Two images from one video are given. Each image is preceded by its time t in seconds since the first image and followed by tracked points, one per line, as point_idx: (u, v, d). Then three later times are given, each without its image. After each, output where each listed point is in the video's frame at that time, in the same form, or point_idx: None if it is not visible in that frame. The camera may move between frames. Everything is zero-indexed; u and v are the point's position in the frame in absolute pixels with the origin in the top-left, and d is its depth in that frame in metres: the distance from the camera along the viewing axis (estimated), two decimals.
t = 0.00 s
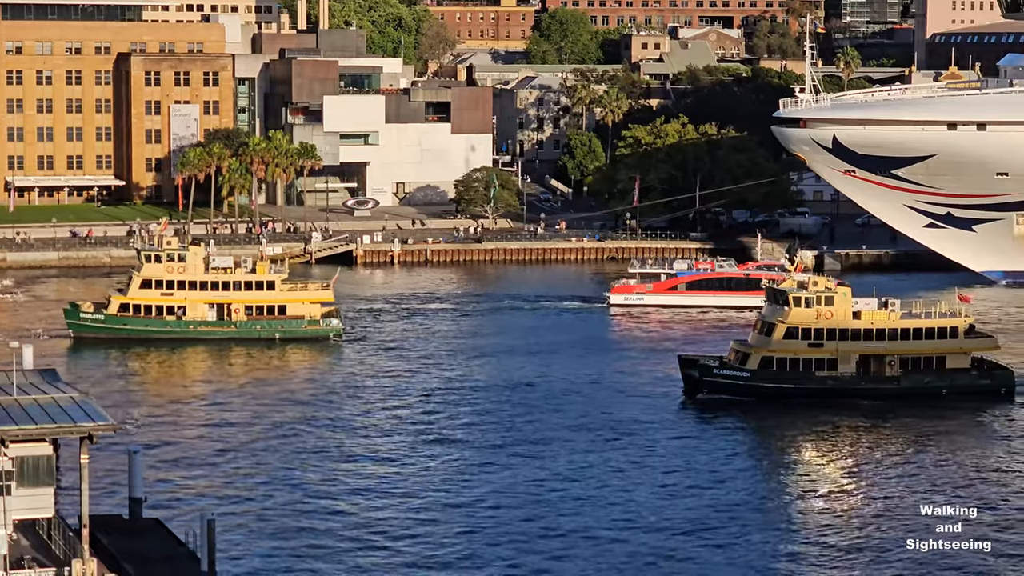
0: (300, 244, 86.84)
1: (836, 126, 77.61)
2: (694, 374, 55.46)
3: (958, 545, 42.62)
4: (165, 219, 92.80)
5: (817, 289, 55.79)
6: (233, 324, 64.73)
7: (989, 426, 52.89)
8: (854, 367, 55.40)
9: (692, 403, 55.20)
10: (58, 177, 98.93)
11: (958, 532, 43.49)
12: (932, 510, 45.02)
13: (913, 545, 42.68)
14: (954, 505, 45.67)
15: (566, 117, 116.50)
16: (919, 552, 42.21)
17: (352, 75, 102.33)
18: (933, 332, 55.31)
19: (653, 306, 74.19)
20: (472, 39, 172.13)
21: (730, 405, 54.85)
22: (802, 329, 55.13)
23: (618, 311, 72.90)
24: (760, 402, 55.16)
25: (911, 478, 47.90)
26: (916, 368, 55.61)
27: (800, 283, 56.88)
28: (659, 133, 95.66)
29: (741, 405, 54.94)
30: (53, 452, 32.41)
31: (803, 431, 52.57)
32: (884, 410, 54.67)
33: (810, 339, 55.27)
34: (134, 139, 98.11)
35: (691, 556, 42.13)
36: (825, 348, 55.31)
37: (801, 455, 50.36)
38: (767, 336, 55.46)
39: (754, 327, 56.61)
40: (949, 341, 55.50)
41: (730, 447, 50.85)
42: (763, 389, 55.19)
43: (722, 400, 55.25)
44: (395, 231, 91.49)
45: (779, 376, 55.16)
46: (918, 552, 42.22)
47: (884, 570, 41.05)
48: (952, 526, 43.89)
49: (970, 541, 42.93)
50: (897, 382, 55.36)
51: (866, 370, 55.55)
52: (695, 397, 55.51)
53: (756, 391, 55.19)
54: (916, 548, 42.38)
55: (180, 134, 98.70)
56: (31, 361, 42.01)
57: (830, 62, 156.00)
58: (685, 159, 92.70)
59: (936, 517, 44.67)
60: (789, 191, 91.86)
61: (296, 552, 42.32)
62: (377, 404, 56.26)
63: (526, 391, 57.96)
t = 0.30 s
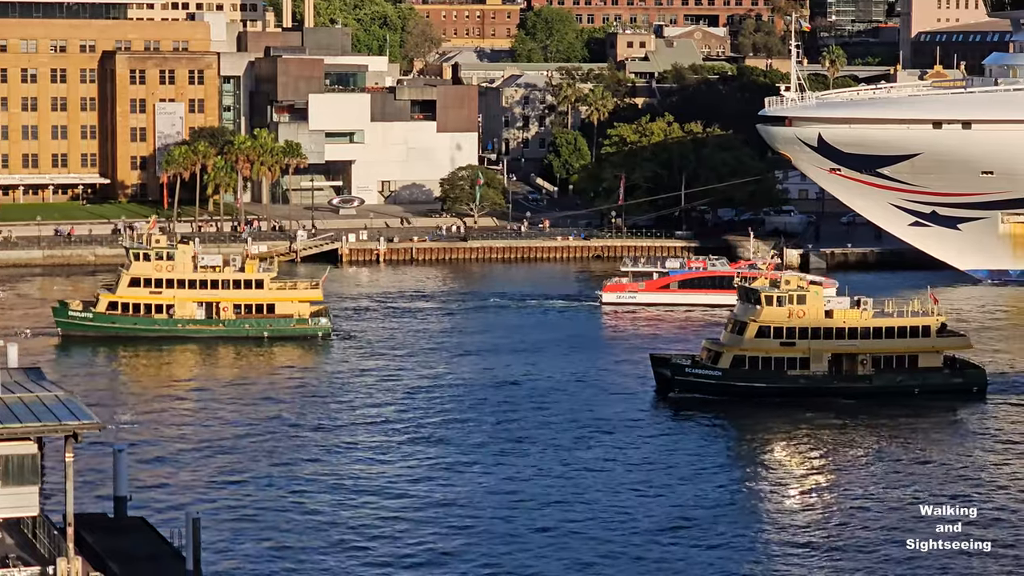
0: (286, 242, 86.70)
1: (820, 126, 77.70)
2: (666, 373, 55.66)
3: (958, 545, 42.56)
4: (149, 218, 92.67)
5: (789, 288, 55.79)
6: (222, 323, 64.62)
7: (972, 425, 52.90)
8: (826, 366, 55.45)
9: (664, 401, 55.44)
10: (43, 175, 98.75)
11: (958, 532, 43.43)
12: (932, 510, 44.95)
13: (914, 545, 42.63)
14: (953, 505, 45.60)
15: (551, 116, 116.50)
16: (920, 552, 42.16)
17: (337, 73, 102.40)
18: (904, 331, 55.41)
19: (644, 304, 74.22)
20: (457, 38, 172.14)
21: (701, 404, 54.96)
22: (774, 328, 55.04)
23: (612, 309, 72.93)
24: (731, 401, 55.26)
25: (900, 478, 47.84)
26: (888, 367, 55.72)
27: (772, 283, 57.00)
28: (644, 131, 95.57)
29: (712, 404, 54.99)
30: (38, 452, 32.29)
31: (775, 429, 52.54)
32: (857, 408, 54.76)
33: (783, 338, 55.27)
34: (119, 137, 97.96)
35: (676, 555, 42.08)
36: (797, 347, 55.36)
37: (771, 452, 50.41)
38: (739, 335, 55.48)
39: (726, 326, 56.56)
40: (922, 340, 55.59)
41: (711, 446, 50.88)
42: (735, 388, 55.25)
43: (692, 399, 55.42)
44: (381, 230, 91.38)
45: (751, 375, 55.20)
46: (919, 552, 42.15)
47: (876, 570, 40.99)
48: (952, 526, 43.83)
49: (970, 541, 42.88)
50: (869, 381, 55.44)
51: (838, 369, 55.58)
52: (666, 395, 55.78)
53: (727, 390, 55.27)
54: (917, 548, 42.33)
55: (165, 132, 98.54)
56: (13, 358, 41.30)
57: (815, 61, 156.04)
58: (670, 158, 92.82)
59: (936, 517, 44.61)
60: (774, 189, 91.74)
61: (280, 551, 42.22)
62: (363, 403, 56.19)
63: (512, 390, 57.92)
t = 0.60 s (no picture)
0: (275, 242, 86.59)
1: (810, 126, 77.99)
2: (641, 373, 55.66)
3: (959, 545, 42.62)
4: (137, 218, 92.61)
5: (766, 288, 55.79)
6: (215, 323, 64.55)
7: (966, 424, 52.97)
8: (803, 366, 55.54)
9: (640, 401, 55.42)
10: (32, 175, 98.64)
11: (958, 532, 43.48)
12: (932, 510, 45.01)
13: (913, 545, 42.72)
14: (954, 505, 45.65)
15: (541, 115, 116.47)
16: (919, 552, 42.24)
17: (327, 73, 102.32)
18: (881, 331, 55.58)
19: (642, 304, 74.33)
20: (447, 38, 172.15)
21: (677, 404, 54.94)
22: (750, 328, 55.18)
23: (608, 309, 73.08)
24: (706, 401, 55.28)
25: (901, 479, 47.88)
26: (865, 367, 55.77)
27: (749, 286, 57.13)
28: (634, 131, 95.59)
29: (687, 404, 55.00)
30: (27, 452, 32.21)
31: (751, 429, 52.61)
32: (832, 408, 54.74)
33: (759, 338, 55.37)
34: (109, 137, 97.86)
35: (667, 555, 42.14)
36: (774, 347, 55.46)
37: (749, 451, 50.53)
38: (715, 335, 55.58)
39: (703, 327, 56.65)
40: (899, 340, 55.70)
41: (693, 445, 50.97)
42: (711, 388, 55.30)
43: (668, 399, 55.45)
44: (371, 230, 91.35)
45: (727, 375, 55.31)
46: (920, 552, 42.22)
47: (873, 570, 41.08)
48: (952, 525, 43.88)
49: (970, 541, 42.95)
50: (845, 381, 55.44)
51: (815, 369, 55.65)
52: (643, 395, 55.80)
53: (703, 390, 55.33)
54: (917, 548, 42.41)
55: (155, 132, 98.31)
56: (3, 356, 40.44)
57: (805, 61, 156.15)
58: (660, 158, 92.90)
59: (936, 517, 44.66)
60: (764, 189, 92.00)
61: (271, 551, 42.23)
62: (353, 403, 56.18)
63: (501, 390, 57.93)
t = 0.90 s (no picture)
0: (270, 243, 86.56)
1: (806, 126, 77.95)
2: (624, 374, 55.70)
3: (957, 545, 42.71)
4: (132, 219, 92.58)
5: (748, 288, 55.91)
6: (214, 323, 64.52)
7: (960, 424, 53.11)
8: (786, 367, 55.54)
9: (623, 402, 55.48)
10: (27, 175, 98.56)
11: (958, 532, 43.56)
12: (932, 510, 45.07)
13: (913, 545, 42.81)
14: (954, 505, 45.71)
15: (536, 116, 116.51)
16: (919, 552, 42.35)
17: (323, 74, 102.39)
18: (864, 331, 55.60)
19: (644, 305, 74.41)
20: (443, 38, 172.22)
21: (659, 405, 54.95)
22: (732, 329, 55.13)
23: (610, 309, 73.19)
24: (689, 402, 55.23)
25: (899, 479, 47.98)
26: (847, 368, 55.83)
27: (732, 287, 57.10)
28: (629, 132, 95.68)
29: (670, 405, 55.03)
30: (22, 452, 32.41)
31: (732, 429, 52.71)
32: (812, 410, 54.75)
33: (741, 339, 55.33)
34: (104, 138, 97.89)
35: (662, 555, 42.24)
36: (756, 348, 55.42)
37: (733, 452, 50.63)
38: (697, 336, 55.52)
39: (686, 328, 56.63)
40: (881, 341, 55.82)
41: (676, 445, 51.11)
42: (694, 389, 55.25)
43: (650, 400, 55.41)
44: (366, 230, 91.38)
45: (710, 376, 55.26)
46: (919, 553, 42.32)
47: (870, 571, 41.18)
48: (952, 525, 43.95)
49: (970, 541, 43.04)
50: (828, 382, 55.52)
51: (798, 370, 55.67)
52: (625, 396, 55.84)
53: (685, 391, 55.26)
54: (917, 548, 42.52)
55: (150, 132, 98.33)
56: None
57: (800, 61, 156.34)
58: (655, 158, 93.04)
59: (936, 517, 44.73)
60: (760, 190, 91.71)
61: (267, 551, 42.29)
62: (348, 404, 56.20)
63: (496, 390, 57.97)
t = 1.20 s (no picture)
0: (264, 244, 86.53)
1: (799, 126, 77.98)
2: (604, 376, 55.75)
3: (958, 545, 42.81)
4: (125, 219, 92.61)
5: (729, 289, 55.76)
6: (210, 324, 64.55)
7: (950, 424, 53.26)
8: (766, 368, 55.57)
9: (602, 403, 55.59)
10: (21, 175, 98.45)
11: (958, 532, 43.68)
12: (932, 510, 45.18)
13: (913, 545, 42.92)
14: (953, 505, 45.80)
15: (530, 116, 116.54)
16: (918, 552, 42.45)
17: (316, 75, 102.21)
18: (845, 332, 55.68)
19: (645, 306, 74.45)
20: (436, 39, 172.30)
21: (638, 405, 55.04)
22: (713, 329, 55.27)
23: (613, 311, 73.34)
24: (669, 402, 55.30)
25: (900, 480, 48.02)
26: (828, 369, 55.83)
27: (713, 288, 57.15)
28: (623, 132, 95.74)
29: (649, 405, 55.10)
30: (15, 453, 32.33)
31: (712, 430, 52.76)
32: (791, 410, 54.84)
33: (722, 340, 55.42)
34: (98, 138, 97.84)
35: (655, 554, 42.35)
36: (737, 348, 55.48)
37: (715, 451, 50.77)
38: (678, 336, 55.63)
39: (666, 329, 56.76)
40: (863, 341, 55.84)
41: (661, 444, 51.22)
42: (674, 389, 55.32)
43: (631, 400, 55.49)
44: (361, 230, 91.41)
45: (690, 376, 55.30)
46: (918, 553, 42.43)
47: (869, 570, 41.28)
48: (951, 526, 44.07)
49: (970, 541, 43.15)
50: (809, 383, 55.48)
51: (778, 371, 55.72)
52: (605, 397, 55.92)
53: (665, 392, 55.33)
54: (916, 548, 42.63)
55: (144, 132, 98.37)
56: None
57: (794, 62, 156.44)
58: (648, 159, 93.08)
59: (936, 517, 44.83)
60: (753, 190, 91.97)
61: (261, 551, 42.35)
62: (342, 404, 56.21)
63: (490, 390, 58.01)
